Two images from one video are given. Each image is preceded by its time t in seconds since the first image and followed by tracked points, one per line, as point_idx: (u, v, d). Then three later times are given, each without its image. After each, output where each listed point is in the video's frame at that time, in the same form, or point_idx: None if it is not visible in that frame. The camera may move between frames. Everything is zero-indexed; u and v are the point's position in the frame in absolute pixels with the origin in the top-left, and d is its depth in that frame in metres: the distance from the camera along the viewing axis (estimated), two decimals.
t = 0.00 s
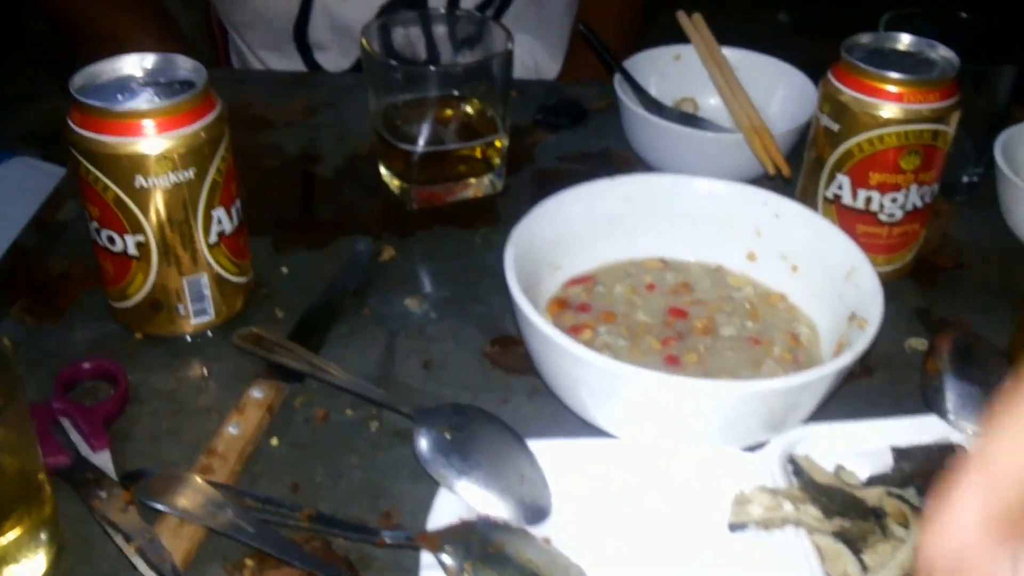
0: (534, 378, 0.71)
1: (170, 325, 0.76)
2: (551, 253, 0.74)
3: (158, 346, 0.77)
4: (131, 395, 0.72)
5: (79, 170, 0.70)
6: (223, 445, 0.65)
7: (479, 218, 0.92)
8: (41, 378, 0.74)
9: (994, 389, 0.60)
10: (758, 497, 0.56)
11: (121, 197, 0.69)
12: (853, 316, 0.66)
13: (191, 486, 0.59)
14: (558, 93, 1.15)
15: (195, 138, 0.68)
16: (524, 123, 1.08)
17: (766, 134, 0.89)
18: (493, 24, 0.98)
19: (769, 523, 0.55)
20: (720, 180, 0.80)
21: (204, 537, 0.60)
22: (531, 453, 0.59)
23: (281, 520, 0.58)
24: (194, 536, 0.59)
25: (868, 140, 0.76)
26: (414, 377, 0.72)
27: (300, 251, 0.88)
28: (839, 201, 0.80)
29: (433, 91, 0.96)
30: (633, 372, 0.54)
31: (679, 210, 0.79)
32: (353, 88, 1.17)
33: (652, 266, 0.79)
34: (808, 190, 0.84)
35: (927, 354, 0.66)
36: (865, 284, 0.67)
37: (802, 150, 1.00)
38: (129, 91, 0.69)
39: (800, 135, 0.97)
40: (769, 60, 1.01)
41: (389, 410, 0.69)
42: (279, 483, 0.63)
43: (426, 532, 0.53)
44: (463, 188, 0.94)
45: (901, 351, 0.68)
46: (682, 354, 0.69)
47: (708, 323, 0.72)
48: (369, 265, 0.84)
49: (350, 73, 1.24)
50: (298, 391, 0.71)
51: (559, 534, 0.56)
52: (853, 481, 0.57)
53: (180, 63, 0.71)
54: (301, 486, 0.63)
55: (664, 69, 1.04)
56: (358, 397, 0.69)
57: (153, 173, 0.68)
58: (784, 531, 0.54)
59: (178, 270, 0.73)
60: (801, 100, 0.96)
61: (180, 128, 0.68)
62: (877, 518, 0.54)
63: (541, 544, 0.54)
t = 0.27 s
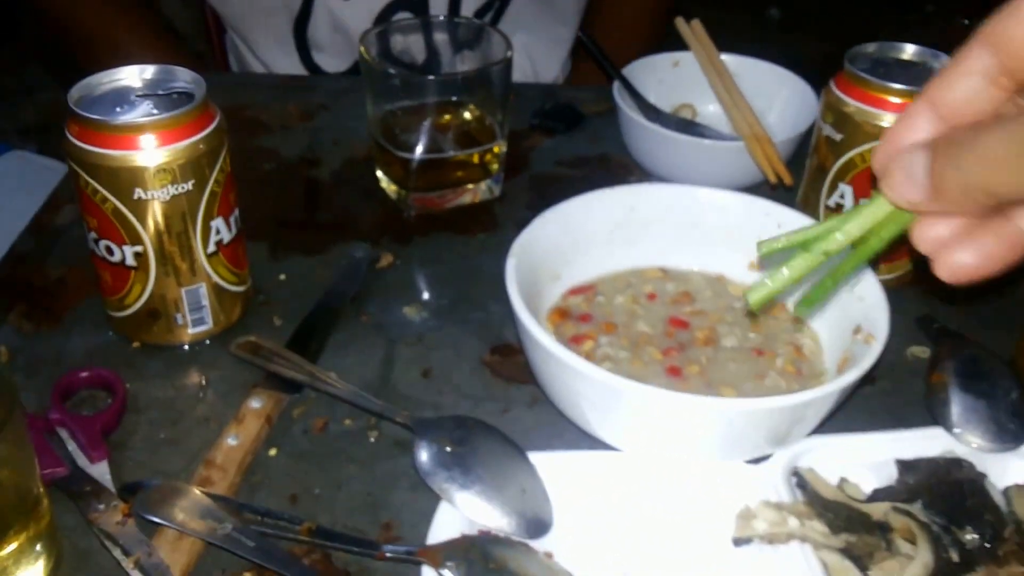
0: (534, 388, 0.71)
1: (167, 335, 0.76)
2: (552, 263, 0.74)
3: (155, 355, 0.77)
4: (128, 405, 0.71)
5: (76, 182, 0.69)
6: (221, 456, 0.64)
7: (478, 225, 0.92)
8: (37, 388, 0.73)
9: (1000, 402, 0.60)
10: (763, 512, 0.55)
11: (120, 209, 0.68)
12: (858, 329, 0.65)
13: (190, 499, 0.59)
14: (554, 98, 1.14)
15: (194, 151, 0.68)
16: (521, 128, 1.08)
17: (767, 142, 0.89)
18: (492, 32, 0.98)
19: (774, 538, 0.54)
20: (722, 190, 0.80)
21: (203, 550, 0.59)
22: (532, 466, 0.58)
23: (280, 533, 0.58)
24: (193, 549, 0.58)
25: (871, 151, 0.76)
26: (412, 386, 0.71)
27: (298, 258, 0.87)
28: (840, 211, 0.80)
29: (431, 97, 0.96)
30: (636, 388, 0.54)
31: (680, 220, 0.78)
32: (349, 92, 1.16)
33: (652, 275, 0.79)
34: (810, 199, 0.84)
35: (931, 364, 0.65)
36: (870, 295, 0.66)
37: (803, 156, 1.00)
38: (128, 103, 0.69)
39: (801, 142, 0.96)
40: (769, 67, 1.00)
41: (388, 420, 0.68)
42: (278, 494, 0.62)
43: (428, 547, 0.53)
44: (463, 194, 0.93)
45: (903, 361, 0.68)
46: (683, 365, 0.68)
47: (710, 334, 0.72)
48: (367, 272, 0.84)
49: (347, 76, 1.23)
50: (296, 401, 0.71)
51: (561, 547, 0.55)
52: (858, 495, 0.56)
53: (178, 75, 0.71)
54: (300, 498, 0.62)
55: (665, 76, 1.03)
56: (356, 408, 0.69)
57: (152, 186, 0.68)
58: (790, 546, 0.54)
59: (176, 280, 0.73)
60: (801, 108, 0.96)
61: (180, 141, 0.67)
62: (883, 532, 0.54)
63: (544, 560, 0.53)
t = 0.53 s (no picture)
0: (534, 394, 0.70)
1: (165, 339, 0.75)
2: (553, 268, 0.73)
3: (154, 359, 0.76)
4: (126, 410, 0.71)
5: (73, 186, 0.68)
6: (220, 463, 0.63)
7: (478, 228, 0.91)
8: (35, 392, 0.72)
9: (1007, 410, 0.59)
10: (768, 521, 0.54)
11: (117, 213, 0.68)
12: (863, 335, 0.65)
13: (188, 506, 0.58)
14: (552, 100, 1.13)
15: (193, 154, 0.67)
16: (520, 131, 1.07)
17: (769, 146, 0.88)
18: (490, 33, 0.97)
19: (778, 548, 0.54)
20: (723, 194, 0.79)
21: (202, 558, 0.58)
22: (533, 474, 0.58)
23: (279, 541, 0.57)
24: (192, 557, 0.58)
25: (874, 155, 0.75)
26: (412, 391, 0.71)
27: (297, 261, 0.86)
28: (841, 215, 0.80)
29: (429, 100, 0.95)
30: (639, 396, 0.53)
31: (682, 225, 0.78)
32: (348, 95, 1.15)
33: (653, 278, 0.79)
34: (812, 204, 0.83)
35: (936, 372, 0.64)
36: (875, 301, 0.66)
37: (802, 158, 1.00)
38: (125, 107, 0.68)
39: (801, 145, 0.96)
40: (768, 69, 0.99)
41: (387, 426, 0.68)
42: (277, 501, 0.62)
43: (428, 556, 0.52)
44: (462, 197, 0.93)
45: (907, 366, 0.67)
46: (686, 372, 0.68)
47: (712, 339, 0.72)
48: (366, 276, 0.83)
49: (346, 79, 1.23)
50: (295, 407, 0.70)
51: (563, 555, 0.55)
52: (862, 504, 0.56)
53: (176, 77, 0.70)
54: (299, 504, 0.62)
55: (664, 79, 1.02)
56: (356, 413, 0.68)
57: (149, 189, 0.67)
58: (794, 556, 0.53)
59: (175, 284, 0.72)
60: (801, 109, 0.95)
61: (178, 144, 0.66)
62: (888, 542, 0.53)
63: (545, 570, 0.53)
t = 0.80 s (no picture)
0: (535, 395, 0.69)
1: (162, 338, 0.75)
2: (553, 267, 0.72)
3: (151, 359, 0.75)
4: (124, 410, 0.70)
5: (71, 183, 0.68)
6: (219, 464, 0.63)
7: (479, 227, 0.90)
8: (32, 392, 0.72)
9: (1013, 413, 0.59)
10: (772, 525, 0.54)
11: (115, 210, 0.67)
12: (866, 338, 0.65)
13: (187, 508, 0.58)
14: (551, 98, 1.13)
15: (191, 151, 0.67)
16: (519, 129, 1.06)
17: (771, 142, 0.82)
18: (491, 32, 0.96)
19: (783, 553, 0.53)
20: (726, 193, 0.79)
21: (200, 561, 0.58)
22: (534, 477, 0.57)
23: (277, 544, 0.56)
24: (191, 559, 0.57)
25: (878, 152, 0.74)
26: (411, 392, 0.70)
27: (296, 261, 0.86)
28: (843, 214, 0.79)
29: (428, 97, 0.94)
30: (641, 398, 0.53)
31: (683, 224, 0.77)
32: (347, 93, 1.15)
33: (653, 276, 0.78)
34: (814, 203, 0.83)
35: (940, 375, 0.64)
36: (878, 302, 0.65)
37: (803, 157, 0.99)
38: (122, 102, 0.67)
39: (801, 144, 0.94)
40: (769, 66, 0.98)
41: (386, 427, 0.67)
42: (276, 503, 0.61)
43: (428, 559, 0.52)
44: (462, 194, 0.92)
45: (911, 367, 0.66)
46: (685, 374, 0.67)
47: (705, 337, 0.71)
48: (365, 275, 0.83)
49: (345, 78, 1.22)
50: (294, 407, 0.69)
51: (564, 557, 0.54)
52: (867, 508, 0.55)
53: (174, 72, 0.69)
54: (299, 506, 0.61)
55: (664, 76, 1.01)
56: (355, 414, 0.67)
57: (147, 186, 0.66)
58: (799, 561, 0.53)
59: (173, 283, 0.72)
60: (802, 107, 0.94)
61: (176, 141, 0.66)
62: (894, 548, 0.53)
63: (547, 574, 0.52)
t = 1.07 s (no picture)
0: (535, 392, 0.69)
1: (160, 333, 0.74)
2: (554, 262, 0.72)
3: (149, 354, 0.75)
4: (122, 406, 0.69)
5: (67, 176, 0.67)
6: (217, 461, 0.62)
7: (478, 222, 0.90)
8: (29, 388, 0.71)
9: (1018, 410, 0.58)
10: (776, 526, 0.54)
11: (112, 204, 0.66)
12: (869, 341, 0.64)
13: (185, 506, 0.57)
14: (550, 91, 1.12)
15: (188, 144, 0.66)
16: (518, 123, 1.05)
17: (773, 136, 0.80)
18: (491, 24, 0.95)
19: (788, 554, 0.53)
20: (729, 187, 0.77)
21: (198, 559, 0.57)
22: (535, 475, 0.57)
23: (276, 543, 0.56)
24: (189, 558, 0.56)
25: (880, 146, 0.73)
26: (410, 388, 0.70)
27: (294, 255, 0.85)
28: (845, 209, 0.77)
29: (427, 91, 0.93)
30: (646, 396, 0.52)
31: (686, 217, 0.76)
32: (346, 86, 1.14)
33: (667, 276, 0.77)
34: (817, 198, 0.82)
35: (946, 371, 0.63)
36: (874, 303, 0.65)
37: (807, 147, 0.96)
38: (119, 95, 0.66)
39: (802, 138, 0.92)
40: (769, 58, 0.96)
41: (385, 423, 0.67)
42: (274, 501, 0.61)
43: (428, 559, 0.51)
44: (461, 188, 0.91)
45: (915, 365, 0.66)
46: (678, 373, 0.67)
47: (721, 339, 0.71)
48: (363, 270, 0.82)
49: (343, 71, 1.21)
50: (292, 404, 0.69)
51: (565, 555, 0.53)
52: (872, 508, 0.55)
53: (171, 64, 0.68)
54: (297, 504, 0.60)
55: (663, 69, 1.00)
56: (354, 410, 0.67)
57: (145, 180, 0.65)
58: (803, 562, 0.53)
59: (171, 278, 0.71)
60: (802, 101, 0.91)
61: (173, 133, 0.65)
62: (899, 548, 0.52)
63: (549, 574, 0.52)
